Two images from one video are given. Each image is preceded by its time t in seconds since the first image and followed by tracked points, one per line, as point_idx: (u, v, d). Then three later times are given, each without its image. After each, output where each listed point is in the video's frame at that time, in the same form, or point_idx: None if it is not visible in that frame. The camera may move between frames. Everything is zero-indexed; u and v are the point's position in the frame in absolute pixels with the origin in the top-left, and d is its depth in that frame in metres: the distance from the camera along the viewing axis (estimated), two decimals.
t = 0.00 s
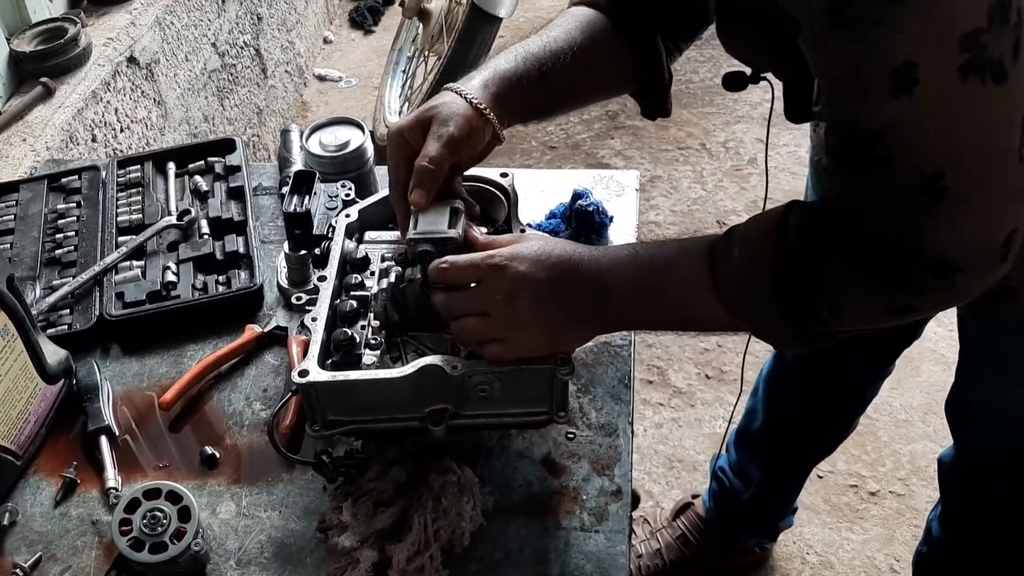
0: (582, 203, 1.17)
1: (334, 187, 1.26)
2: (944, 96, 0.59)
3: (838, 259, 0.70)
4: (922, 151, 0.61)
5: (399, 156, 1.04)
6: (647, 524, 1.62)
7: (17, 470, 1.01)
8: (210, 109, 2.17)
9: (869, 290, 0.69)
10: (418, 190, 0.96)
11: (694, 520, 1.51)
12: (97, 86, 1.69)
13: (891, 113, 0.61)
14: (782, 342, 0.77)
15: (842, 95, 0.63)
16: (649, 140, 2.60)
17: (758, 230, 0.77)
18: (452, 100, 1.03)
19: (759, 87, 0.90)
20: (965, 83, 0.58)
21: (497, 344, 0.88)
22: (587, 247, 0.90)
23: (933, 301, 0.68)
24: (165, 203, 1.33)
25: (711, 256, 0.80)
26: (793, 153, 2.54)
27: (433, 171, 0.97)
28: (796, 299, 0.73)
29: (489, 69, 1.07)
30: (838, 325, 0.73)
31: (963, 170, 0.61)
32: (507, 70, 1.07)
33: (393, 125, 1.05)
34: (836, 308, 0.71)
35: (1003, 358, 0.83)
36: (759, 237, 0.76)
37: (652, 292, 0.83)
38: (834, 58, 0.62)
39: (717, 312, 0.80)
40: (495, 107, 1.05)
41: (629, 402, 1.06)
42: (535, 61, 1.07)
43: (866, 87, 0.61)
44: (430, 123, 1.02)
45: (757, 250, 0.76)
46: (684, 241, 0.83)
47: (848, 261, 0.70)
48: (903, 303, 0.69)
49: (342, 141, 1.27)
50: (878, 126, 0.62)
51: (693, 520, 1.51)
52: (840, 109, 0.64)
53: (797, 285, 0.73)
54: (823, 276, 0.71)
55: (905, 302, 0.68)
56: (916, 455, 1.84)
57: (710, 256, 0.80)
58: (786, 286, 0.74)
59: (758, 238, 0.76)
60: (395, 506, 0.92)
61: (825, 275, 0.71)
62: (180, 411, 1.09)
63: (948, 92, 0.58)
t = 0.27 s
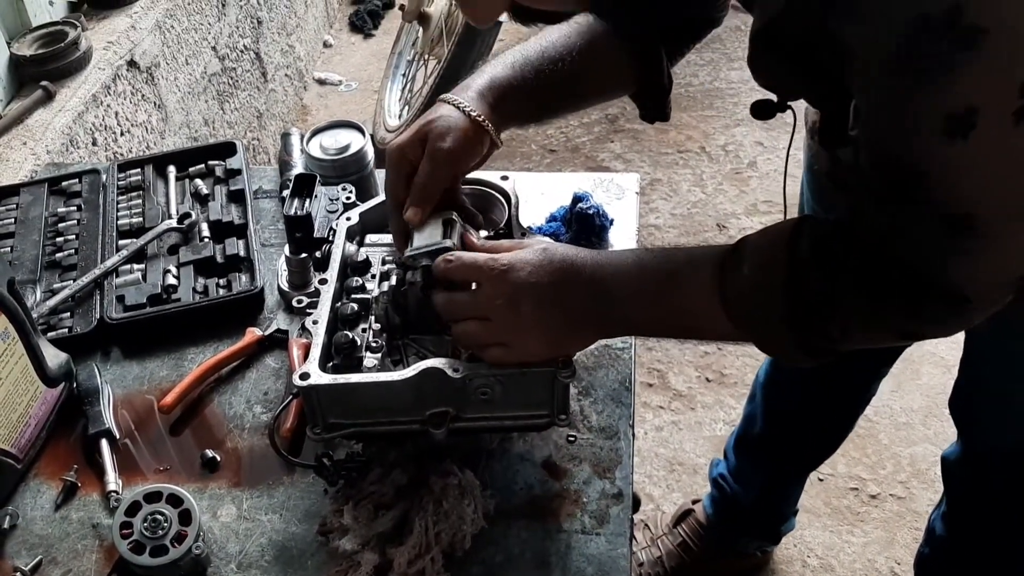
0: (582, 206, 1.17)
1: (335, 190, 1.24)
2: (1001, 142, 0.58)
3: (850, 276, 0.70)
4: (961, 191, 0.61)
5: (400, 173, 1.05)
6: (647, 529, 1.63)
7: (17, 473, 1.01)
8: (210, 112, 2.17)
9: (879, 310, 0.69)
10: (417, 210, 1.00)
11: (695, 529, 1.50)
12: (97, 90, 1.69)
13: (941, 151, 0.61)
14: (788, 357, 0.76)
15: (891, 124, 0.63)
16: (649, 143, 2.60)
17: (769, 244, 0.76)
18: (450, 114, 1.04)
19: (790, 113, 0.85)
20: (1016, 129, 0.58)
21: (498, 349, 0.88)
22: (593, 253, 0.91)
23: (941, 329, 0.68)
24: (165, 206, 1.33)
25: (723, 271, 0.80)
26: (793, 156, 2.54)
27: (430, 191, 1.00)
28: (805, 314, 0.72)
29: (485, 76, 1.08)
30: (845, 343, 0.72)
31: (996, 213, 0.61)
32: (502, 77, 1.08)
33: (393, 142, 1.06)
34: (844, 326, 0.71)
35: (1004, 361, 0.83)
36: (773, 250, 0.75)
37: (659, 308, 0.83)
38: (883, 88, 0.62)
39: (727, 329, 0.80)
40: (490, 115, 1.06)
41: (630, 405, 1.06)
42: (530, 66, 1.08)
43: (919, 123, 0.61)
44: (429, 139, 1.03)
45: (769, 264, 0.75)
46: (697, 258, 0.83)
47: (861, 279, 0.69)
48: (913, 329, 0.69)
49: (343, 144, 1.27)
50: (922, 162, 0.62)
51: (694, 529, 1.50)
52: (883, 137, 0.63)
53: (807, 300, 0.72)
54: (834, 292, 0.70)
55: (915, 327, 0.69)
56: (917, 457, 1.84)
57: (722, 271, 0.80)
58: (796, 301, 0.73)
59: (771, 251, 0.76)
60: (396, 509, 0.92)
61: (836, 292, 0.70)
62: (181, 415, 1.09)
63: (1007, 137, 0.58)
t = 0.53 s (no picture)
0: (583, 208, 1.17)
1: (336, 193, 1.24)
2: (1023, 189, 0.59)
3: (853, 294, 0.69)
4: (980, 227, 0.60)
5: (398, 175, 1.05)
6: (649, 535, 1.63)
7: (18, 476, 1.01)
8: (210, 115, 2.17)
9: (882, 332, 0.68)
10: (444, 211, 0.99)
11: (696, 535, 1.50)
12: (98, 93, 1.69)
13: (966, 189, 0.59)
14: (788, 369, 0.76)
15: (917, 158, 0.60)
16: (650, 146, 2.60)
17: (774, 260, 0.75)
18: (448, 115, 1.04)
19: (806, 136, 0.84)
20: None
21: (501, 350, 0.88)
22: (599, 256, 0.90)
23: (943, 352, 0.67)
24: (167, 209, 1.33)
25: (729, 287, 0.79)
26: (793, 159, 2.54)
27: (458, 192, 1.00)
28: (809, 330, 0.72)
29: (483, 77, 1.09)
30: (844, 358, 0.72)
31: (1010, 246, 0.61)
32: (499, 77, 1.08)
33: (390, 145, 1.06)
34: (847, 344, 0.70)
35: (1004, 362, 0.83)
36: (778, 264, 0.74)
37: (664, 319, 0.83)
38: (912, 122, 0.59)
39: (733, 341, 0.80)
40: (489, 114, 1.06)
41: (631, 407, 1.06)
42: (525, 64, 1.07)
43: (950, 164, 0.59)
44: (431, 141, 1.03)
45: (774, 280, 0.74)
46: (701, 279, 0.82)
47: (865, 301, 0.68)
48: (914, 348, 0.68)
49: (344, 147, 1.28)
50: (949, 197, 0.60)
51: (695, 534, 1.50)
52: (905, 167, 0.61)
53: (810, 314, 0.71)
54: (839, 309, 0.70)
55: (915, 347, 0.68)
56: (917, 460, 1.84)
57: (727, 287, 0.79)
58: (799, 315, 0.72)
59: (777, 265, 0.74)
60: (397, 512, 0.92)
61: (840, 311, 0.69)
62: (182, 418, 1.09)
63: None
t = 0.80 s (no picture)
0: (583, 211, 1.17)
1: (336, 197, 1.25)
2: None
3: (851, 304, 0.69)
4: (982, 244, 0.60)
5: (398, 182, 1.05)
6: (649, 539, 1.62)
7: (17, 479, 1.00)
8: (210, 118, 2.17)
9: (881, 342, 0.68)
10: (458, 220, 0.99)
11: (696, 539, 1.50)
12: (98, 96, 1.69)
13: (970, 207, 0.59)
14: (788, 375, 0.76)
15: (920, 175, 0.59)
16: (649, 149, 2.60)
17: (774, 267, 0.75)
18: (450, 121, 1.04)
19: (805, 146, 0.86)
20: None
21: (504, 354, 0.89)
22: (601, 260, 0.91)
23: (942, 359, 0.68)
24: (166, 212, 1.33)
25: (728, 296, 0.79)
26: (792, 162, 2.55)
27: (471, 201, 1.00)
28: (809, 336, 0.72)
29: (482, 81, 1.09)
30: (844, 365, 0.72)
31: (1012, 260, 0.61)
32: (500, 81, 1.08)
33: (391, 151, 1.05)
34: (847, 351, 0.70)
35: (1004, 366, 0.83)
36: (777, 273, 0.75)
37: (666, 323, 0.83)
38: (915, 139, 0.59)
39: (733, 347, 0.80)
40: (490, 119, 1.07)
41: (631, 410, 1.06)
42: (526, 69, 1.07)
43: (953, 181, 0.58)
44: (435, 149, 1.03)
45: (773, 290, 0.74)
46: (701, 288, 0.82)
47: (864, 311, 0.68)
48: (913, 356, 0.68)
49: (344, 150, 1.28)
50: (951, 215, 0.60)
51: (695, 539, 1.50)
52: (908, 183, 0.60)
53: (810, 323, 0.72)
54: (838, 318, 0.70)
55: (915, 355, 0.68)
56: (917, 463, 1.84)
57: (727, 295, 0.79)
58: (799, 324, 0.72)
59: (775, 274, 0.75)
60: (397, 516, 0.92)
61: (839, 319, 0.70)
62: (182, 421, 1.09)
63: None
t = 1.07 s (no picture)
0: (585, 213, 1.17)
1: (337, 198, 1.25)
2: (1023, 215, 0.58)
3: (850, 308, 0.69)
4: (979, 250, 0.60)
5: (401, 184, 1.05)
6: (650, 543, 1.64)
7: (19, 482, 1.00)
8: (211, 120, 2.17)
9: (879, 347, 0.68)
10: (464, 227, 0.99)
11: (697, 541, 1.50)
12: (99, 97, 1.69)
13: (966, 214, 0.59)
14: (788, 380, 0.76)
15: (915, 182, 0.59)
16: (650, 151, 2.60)
17: (774, 271, 0.75)
18: (456, 127, 1.05)
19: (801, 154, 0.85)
20: None
21: (506, 357, 0.88)
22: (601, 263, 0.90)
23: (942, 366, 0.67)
24: (168, 214, 1.33)
25: (729, 300, 0.79)
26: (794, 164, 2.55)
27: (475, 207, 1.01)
28: (809, 341, 0.72)
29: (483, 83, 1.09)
30: (844, 371, 0.72)
31: (1010, 267, 0.60)
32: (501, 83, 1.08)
33: (394, 153, 1.05)
34: (846, 356, 0.70)
35: (1008, 369, 0.83)
36: (777, 276, 0.74)
37: (666, 329, 0.83)
38: (910, 147, 0.59)
39: (733, 352, 0.80)
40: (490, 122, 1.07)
41: (633, 413, 1.06)
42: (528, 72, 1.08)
43: (948, 188, 0.58)
44: (442, 153, 1.03)
45: (773, 294, 0.74)
46: (700, 293, 0.81)
47: (863, 315, 0.68)
48: (912, 361, 0.68)
49: (346, 152, 1.28)
50: (949, 222, 0.60)
51: (695, 540, 1.50)
52: (904, 190, 0.60)
53: (810, 327, 0.72)
54: (837, 322, 0.70)
55: (916, 360, 0.67)
56: (919, 465, 1.84)
57: (728, 299, 0.79)
58: (798, 328, 0.72)
59: (775, 277, 0.75)
60: (399, 518, 0.92)
61: (839, 323, 0.69)
62: (183, 423, 1.09)
63: None
